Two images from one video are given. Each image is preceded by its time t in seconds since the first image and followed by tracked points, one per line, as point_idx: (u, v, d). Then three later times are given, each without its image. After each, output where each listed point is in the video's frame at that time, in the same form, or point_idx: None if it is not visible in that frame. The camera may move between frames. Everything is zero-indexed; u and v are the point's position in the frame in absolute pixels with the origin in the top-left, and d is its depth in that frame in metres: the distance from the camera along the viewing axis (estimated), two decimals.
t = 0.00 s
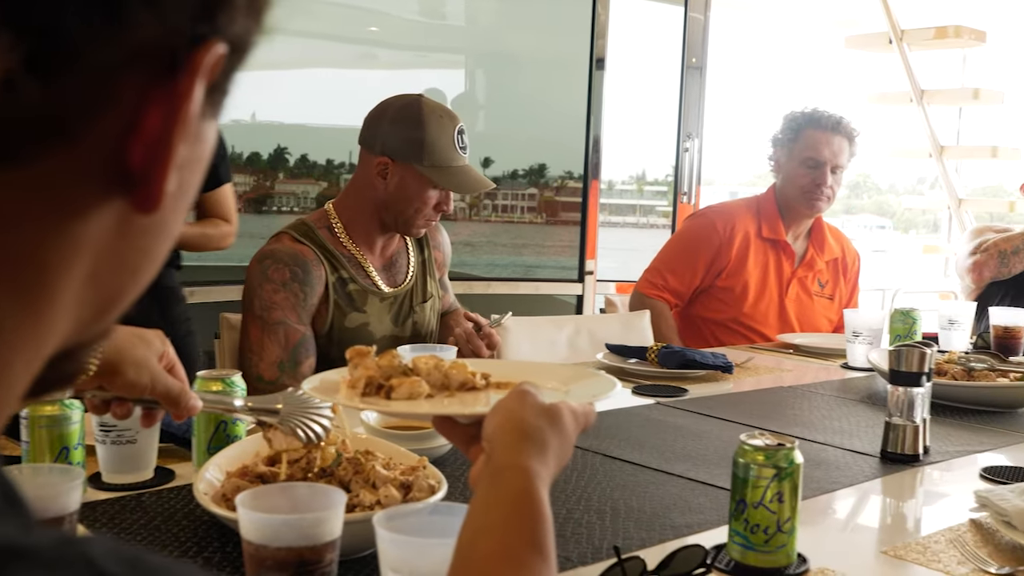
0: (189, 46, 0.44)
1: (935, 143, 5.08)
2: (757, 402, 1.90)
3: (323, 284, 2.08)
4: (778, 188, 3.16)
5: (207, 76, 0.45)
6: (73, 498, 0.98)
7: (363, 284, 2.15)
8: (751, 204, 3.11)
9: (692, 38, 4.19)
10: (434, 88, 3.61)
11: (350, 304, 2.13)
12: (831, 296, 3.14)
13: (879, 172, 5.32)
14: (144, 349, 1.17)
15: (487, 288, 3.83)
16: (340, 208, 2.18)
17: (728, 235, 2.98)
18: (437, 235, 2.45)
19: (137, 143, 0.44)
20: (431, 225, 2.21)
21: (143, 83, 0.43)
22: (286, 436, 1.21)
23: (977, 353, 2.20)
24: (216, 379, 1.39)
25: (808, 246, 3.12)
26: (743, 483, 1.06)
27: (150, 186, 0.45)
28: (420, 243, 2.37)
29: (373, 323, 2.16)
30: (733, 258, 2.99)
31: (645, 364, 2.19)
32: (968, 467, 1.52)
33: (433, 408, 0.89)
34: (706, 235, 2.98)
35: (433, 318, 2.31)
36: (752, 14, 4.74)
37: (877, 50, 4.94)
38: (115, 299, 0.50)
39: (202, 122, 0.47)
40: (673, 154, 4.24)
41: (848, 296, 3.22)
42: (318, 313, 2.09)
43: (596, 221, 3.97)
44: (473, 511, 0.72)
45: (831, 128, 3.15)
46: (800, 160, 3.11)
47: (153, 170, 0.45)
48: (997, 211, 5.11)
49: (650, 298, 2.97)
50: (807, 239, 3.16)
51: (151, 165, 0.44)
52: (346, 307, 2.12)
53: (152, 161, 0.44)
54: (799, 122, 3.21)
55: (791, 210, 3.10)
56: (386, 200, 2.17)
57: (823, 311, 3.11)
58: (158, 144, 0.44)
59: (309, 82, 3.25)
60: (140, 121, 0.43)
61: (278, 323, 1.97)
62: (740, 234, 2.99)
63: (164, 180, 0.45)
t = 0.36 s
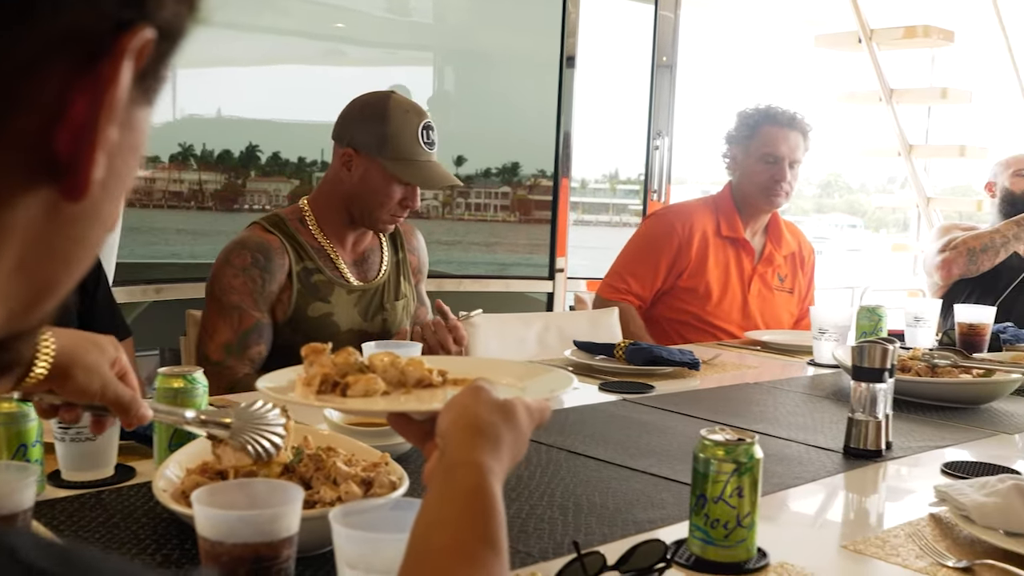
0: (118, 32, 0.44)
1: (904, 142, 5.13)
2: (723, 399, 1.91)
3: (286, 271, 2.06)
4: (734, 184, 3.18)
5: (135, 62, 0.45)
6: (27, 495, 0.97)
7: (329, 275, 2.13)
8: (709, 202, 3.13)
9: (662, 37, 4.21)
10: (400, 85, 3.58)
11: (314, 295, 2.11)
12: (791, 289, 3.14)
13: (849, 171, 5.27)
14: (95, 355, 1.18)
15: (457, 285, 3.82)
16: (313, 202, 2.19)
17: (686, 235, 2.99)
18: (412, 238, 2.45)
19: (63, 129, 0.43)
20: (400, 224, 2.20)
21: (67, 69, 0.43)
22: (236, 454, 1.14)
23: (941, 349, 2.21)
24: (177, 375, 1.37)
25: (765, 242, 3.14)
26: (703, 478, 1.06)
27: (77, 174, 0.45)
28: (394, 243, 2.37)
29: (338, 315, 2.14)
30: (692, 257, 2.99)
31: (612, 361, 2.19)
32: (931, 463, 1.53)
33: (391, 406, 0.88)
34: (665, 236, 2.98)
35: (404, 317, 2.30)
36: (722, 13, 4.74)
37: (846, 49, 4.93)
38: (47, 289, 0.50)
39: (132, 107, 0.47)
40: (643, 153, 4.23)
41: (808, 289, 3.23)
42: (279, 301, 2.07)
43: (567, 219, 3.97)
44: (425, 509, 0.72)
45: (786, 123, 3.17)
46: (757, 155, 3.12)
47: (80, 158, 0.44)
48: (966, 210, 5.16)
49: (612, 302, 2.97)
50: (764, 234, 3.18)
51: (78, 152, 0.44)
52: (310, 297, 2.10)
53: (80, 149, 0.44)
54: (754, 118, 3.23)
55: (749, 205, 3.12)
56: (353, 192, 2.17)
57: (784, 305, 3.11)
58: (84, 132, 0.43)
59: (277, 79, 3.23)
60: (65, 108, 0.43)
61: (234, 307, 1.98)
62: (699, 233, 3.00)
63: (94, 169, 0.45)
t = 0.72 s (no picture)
0: (65, 21, 0.44)
1: (883, 138, 5.17)
2: (699, 394, 1.91)
3: (256, 259, 2.11)
4: (701, 178, 3.18)
5: (84, 50, 0.45)
6: None
7: (302, 265, 2.15)
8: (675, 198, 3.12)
9: (642, 31, 4.27)
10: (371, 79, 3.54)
11: (285, 285, 2.13)
12: (761, 281, 3.16)
13: (830, 169, 5.24)
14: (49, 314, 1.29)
15: (437, 280, 3.81)
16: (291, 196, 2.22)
17: (657, 234, 2.98)
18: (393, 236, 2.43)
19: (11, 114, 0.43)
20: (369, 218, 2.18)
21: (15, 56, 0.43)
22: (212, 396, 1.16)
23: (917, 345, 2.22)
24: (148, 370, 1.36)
25: (733, 235, 3.15)
26: (675, 472, 1.06)
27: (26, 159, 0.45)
28: (374, 241, 2.36)
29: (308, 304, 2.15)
30: (665, 255, 2.99)
31: (590, 356, 2.19)
32: (906, 457, 1.54)
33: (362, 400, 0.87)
34: (637, 236, 2.97)
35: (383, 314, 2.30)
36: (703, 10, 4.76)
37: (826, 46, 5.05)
38: (12, 272, 0.51)
39: (85, 98, 0.47)
40: (623, 150, 4.30)
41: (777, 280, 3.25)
42: (250, 289, 2.11)
43: (546, 214, 3.99)
44: (392, 504, 0.72)
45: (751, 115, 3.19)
46: (725, 148, 3.13)
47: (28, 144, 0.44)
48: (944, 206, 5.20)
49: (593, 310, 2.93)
50: (731, 227, 3.18)
51: (26, 138, 0.44)
52: (280, 286, 2.13)
53: (28, 136, 0.44)
54: (719, 111, 3.24)
55: (717, 197, 3.12)
56: (324, 184, 2.18)
57: (756, 297, 3.13)
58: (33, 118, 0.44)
59: (254, 72, 3.21)
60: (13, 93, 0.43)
61: (202, 293, 2.04)
62: (671, 231, 3.00)
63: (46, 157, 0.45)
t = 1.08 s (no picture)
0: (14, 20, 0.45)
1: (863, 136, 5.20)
2: (676, 391, 1.91)
3: (224, 251, 2.22)
4: (667, 178, 3.17)
5: (37, 43, 0.46)
6: None
7: (271, 257, 2.26)
8: (643, 198, 3.09)
9: (623, 27, 4.28)
10: (333, 72, 3.46)
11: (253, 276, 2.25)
12: (729, 275, 3.17)
13: (811, 166, 5.27)
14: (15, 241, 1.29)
15: (417, 277, 3.80)
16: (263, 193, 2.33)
17: (632, 241, 2.93)
18: (366, 234, 2.52)
19: None
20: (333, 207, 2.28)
21: None
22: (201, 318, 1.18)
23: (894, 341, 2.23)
24: (122, 366, 1.35)
25: (700, 232, 3.15)
26: (647, 468, 1.07)
27: None
28: (345, 236, 2.47)
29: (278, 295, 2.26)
30: (643, 261, 2.94)
31: (569, 352, 2.19)
32: (880, 453, 1.55)
33: (327, 397, 0.87)
34: (616, 246, 2.91)
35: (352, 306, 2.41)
36: (684, 7, 4.76)
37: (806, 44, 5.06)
38: None
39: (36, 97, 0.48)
40: (604, 146, 4.30)
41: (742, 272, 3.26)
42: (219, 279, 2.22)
43: (527, 211, 4.00)
44: (358, 501, 0.71)
45: (717, 111, 3.19)
46: (692, 147, 3.13)
47: None
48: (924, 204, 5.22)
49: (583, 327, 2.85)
50: (697, 224, 3.19)
51: None
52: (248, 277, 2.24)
53: None
54: (685, 109, 3.23)
55: (685, 194, 3.13)
56: (289, 178, 2.29)
57: (724, 291, 3.14)
58: None
59: (233, 68, 3.19)
60: None
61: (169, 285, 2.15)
62: (645, 235, 2.96)
63: None
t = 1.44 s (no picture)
0: None
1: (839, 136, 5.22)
2: (651, 390, 1.91)
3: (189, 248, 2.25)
4: (634, 179, 3.18)
5: None
6: None
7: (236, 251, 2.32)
8: (612, 200, 3.07)
9: (600, 28, 4.29)
10: (303, 66, 3.45)
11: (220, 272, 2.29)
12: (696, 270, 3.20)
13: (789, 166, 5.29)
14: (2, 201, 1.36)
15: (395, 276, 3.80)
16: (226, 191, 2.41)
17: (606, 246, 2.91)
18: (332, 230, 2.58)
19: None
20: (291, 199, 2.35)
21: None
22: (202, 277, 1.20)
23: (867, 340, 2.25)
24: (93, 367, 1.34)
25: (668, 230, 3.17)
26: (618, 466, 1.07)
27: None
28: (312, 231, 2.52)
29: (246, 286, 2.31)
30: (617, 266, 2.94)
31: (544, 352, 2.20)
32: (852, 451, 1.56)
33: (287, 396, 0.86)
34: (592, 251, 2.88)
35: (320, 299, 2.46)
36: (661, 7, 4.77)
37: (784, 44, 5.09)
38: None
39: None
40: (581, 146, 4.30)
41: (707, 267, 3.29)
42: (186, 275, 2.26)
43: (504, 211, 3.99)
44: (322, 501, 0.71)
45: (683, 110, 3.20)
46: (658, 148, 3.13)
47: None
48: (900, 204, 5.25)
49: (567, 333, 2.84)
50: (662, 223, 3.20)
51: None
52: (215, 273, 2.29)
53: None
54: (650, 109, 3.23)
55: (653, 195, 3.14)
56: (248, 173, 2.37)
57: (693, 288, 3.17)
58: None
59: (207, 66, 3.19)
60: None
61: (133, 283, 2.15)
62: (617, 239, 2.95)
63: None
